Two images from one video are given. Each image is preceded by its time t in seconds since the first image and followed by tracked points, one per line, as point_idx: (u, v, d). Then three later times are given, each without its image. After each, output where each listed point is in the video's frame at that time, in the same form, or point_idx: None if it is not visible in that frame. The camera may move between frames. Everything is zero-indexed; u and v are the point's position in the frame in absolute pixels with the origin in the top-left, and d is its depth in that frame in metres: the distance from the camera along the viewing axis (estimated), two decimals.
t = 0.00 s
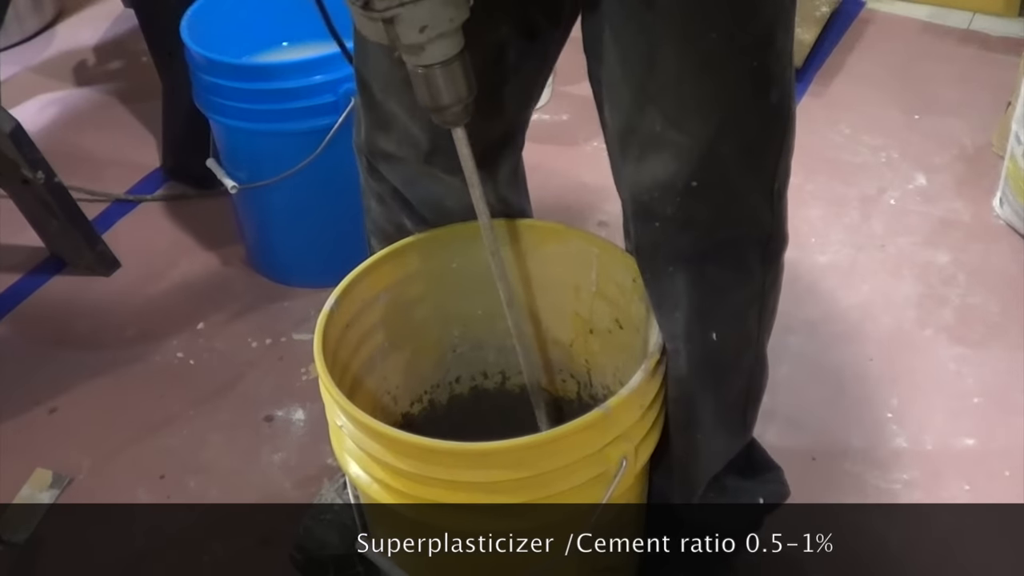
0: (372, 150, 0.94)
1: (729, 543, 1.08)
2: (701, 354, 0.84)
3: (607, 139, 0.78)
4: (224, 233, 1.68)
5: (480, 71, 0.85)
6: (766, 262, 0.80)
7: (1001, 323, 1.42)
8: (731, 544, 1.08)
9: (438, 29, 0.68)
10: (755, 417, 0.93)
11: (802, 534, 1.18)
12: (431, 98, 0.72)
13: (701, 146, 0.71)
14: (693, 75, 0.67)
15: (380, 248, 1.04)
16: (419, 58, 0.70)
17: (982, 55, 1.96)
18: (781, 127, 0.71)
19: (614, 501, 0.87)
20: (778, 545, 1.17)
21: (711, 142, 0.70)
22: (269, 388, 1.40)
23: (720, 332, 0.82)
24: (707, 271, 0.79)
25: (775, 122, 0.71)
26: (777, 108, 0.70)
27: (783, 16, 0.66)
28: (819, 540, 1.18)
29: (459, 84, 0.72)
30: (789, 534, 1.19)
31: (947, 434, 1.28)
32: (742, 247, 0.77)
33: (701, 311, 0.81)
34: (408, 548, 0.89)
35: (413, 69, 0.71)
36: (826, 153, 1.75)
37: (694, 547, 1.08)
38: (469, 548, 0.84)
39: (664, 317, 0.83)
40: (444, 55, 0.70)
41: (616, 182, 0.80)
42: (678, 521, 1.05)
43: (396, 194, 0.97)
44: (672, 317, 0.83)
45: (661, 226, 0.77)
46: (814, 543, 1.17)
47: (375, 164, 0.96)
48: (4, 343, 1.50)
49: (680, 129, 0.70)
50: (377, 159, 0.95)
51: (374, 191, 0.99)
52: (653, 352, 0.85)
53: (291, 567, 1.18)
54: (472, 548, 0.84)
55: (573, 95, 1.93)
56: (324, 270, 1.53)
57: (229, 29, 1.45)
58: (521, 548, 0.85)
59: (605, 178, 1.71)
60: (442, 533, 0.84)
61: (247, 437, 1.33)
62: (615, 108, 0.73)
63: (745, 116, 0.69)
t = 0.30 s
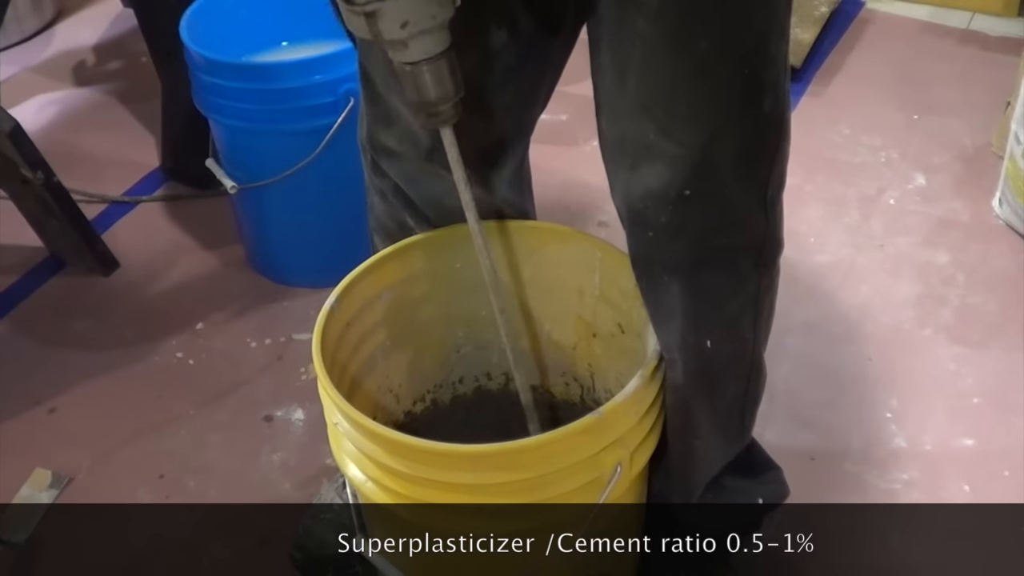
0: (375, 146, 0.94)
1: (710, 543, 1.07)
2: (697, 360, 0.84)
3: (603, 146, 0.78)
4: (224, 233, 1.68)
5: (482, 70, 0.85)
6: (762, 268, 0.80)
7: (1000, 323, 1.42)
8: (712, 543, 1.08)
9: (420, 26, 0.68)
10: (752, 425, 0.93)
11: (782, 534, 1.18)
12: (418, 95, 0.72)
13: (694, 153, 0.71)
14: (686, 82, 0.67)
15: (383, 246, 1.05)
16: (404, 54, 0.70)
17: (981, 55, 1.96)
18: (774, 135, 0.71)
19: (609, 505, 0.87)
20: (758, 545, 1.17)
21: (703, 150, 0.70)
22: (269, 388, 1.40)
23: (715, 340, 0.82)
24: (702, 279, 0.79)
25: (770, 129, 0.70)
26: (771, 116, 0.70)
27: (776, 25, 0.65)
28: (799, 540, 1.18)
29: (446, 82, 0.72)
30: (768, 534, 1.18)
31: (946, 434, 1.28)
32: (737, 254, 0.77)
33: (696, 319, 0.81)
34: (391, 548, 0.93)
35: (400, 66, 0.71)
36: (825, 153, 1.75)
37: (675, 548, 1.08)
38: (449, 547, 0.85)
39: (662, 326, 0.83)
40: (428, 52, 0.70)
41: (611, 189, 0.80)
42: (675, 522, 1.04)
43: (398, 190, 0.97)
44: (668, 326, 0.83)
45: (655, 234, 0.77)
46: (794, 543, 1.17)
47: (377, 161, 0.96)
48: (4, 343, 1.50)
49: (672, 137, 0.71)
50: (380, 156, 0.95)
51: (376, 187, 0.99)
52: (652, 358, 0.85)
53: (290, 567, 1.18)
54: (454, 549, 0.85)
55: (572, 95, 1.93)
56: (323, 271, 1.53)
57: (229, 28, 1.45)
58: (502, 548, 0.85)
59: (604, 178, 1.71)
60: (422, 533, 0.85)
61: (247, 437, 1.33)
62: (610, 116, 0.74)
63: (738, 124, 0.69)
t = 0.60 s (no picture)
0: (374, 145, 0.94)
1: (690, 543, 1.06)
2: (694, 364, 0.84)
3: (601, 150, 0.78)
4: (223, 233, 1.68)
5: (482, 71, 0.85)
6: (758, 271, 0.80)
7: (999, 323, 1.42)
8: (693, 543, 1.06)
9: (405, 23, 0.68)
10: (751, 426, 0.93)
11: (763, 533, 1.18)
12: (405, 93, 0.72)
13: (689, 158, 0.71)
14: (681, 86, 0.67)
15: (383, 246, 1.05)
16: (391, 51, 0.70)
17: (980, 55, 1.96)
18: (770, 139, 0.71)
19: (605, 508, 0.86)
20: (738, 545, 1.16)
21: (699, 155, 0.70)
22: (269, 388, 1.40)
23: (712, 344, 0.83)
24: (699, 283, 0.79)
25: (766, 132, 0.71)
26: (767, 120, 0.70)
27: (773, 30, 0.65)
28: (780, 539, 1.18)
29: (433, 80, 0.72)
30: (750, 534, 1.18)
31: (946, 434, 1.28)
32: (733, 257, 0.78)
33: (692, 324, 0.81)
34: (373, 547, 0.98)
35: (388, 63, 0.71)
36: (824, 154, 1.75)
37: (654, 547, 1.08)
38: (429, 547, 0.86)
39: (658, 332, 0.83)
40: (415, 50, 0.70)
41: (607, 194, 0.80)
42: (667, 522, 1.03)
43: (397, 190, 0.98)
44: (665, 332, 0.83)
45: (651, 240, 0.77)
46: (775, 543, 1.17)
47: (378, 161, 0.96)
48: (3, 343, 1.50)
49: (668, 142, 0.71)
50: (380, 155, 0.95)
51: (376, 188, 0.99)
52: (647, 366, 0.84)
53: (289, 567, 1.18)
54: (435, 549, 0.85)
55: (571, 95, 1.93)
56: (322, 270, 1.53)
57: (228, 28, 1.45)
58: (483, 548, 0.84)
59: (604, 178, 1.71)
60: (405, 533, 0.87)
61: (246, 437, 1.33)
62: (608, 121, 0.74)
63: (734, 128, 0.69)
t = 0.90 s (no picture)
0: (377, 145, 0.94)
1: (671, 543, 1.07)
2: (692, 369, 0.84)
3: (601, 155, 0.78)
4: (222, 233, 1.68)
5: (481, 73, 0.85)
6: (757, 277, 0.80)
7: (999, 323, 1.42)
8: (674, 544, 1.07)
9: (394, 17, 0.68)
10: (751, 430, 0.93)
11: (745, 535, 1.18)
12: (398, 88, 0.72)
13: (687, 164, 0.71)
14: (679, 91, 0.67)
15: (386, 246, 1.05)
16: (384, 45, 0.70)
17: (980, 55, 1.96)
18: (769, 146, 0.71)
19: (600, 510, 0.86)
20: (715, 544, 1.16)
21: (696, 161, 0.70)
22: (268, 388, 1.40)
23: (710, 350, 0.82)
24: (698, 290, 0.79)
25: (764, 137, 0.70)
26: (765, 126, 0.70)
27: (772, 36, 0.65)
28: (762, 539, 1.18)
29: (425, 74, 0.72)
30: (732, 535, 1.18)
31: (945, 434, 1.28)
32: (732, 264, 0.77)
33: (691, 331, 0.81)
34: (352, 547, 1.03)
35: (381, 56, 0.71)
36: (824, 154, 1.74)
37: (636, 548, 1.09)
38: (411, 547, 0.86)
39: (657, 339, 0.83)
40: (406, 45, 0.70)
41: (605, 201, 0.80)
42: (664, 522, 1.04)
43: (399, 190, 0.97)
44: (663, 338, 0.83)
45: (650, 247, 0.77)
46: (757, 543, 1.17)
47: (380, 161, 0.96)
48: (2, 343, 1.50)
49: (665, 148, 0.71)
50: (382, 154, 0.95)
51: (379, 187, 0.99)
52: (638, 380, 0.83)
53: (288, 567, 1.18)
54: (416, 549, 0.85)
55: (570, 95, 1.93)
56: (322, 270, 1.53)
57: (229, 29, 1.45)
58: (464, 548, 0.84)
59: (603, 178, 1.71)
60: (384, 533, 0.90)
61: (246, 437, 1.33)
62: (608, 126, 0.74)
63: (732, 134, 0.69)
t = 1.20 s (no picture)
0: (375, 144, 0.94)
1: (652, 543, 1.08)
2: (691, 369, 0.84)
3: (601, 155, 0.78)
4: (222, 233, 1.68)
5: (480, 73, 0.85)
6: (757, 278, 0.80)
7: (999, 323, 1.42)
8: (654, 543, 1.08)
9: (391, 14, 0.68)
10: (750, 430, 0.93)
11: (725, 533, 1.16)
12: (391, 85, 0.72)
13: (688, 165, 0.71)
14: (681, 91, 0.67)
15: (387, 245, 1.05)
16: (378, 41, 0.70)
17: (980, 55, 1.96)
18: (769, 148, 0.71)
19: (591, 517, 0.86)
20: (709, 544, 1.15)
21: (696, 163, 0.70)
22: (267, 388, 1.40)
23: (709, 351, 0.83)
24: (697, 291, 0.79)
25: (765, 139, 0.70)
26: (765, 128, 0.69)
27: (773, 37, 0.65)
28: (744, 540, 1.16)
29: (418, 72, 0.72)
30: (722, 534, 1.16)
31: (945, 434, 1.28)
32: (731, 265, 0.77)
33: (690, 331, 0.81)
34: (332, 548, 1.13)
35: (375, 53, 0.71)
36: (823, 154, 1.75)
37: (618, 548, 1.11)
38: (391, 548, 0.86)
39: (655, 339, 0.83)
40: (401, 42, 0.70)
41: (603, 202, 0.80)
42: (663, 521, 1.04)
43: (399, 190, 0.97)
44: (661, 338, 0.83)
45: (650, 247, 0.77)
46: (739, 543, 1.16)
47: (378, 160, 0.96)
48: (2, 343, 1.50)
49: (665, 149, 0.71)
50: (381, 152, 0.94)
51: (378, 186, 0.99)
52: (624, 401, 0.81)
53: (288, 567, 1.18)
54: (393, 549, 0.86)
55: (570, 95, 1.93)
56: (321, 270, 1.53)
57: (229, 28, 1.45)
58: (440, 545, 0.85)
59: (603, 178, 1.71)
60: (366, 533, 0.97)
61: (246, 437, 1.33)
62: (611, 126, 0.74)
63: (732, 135, 0.69)
